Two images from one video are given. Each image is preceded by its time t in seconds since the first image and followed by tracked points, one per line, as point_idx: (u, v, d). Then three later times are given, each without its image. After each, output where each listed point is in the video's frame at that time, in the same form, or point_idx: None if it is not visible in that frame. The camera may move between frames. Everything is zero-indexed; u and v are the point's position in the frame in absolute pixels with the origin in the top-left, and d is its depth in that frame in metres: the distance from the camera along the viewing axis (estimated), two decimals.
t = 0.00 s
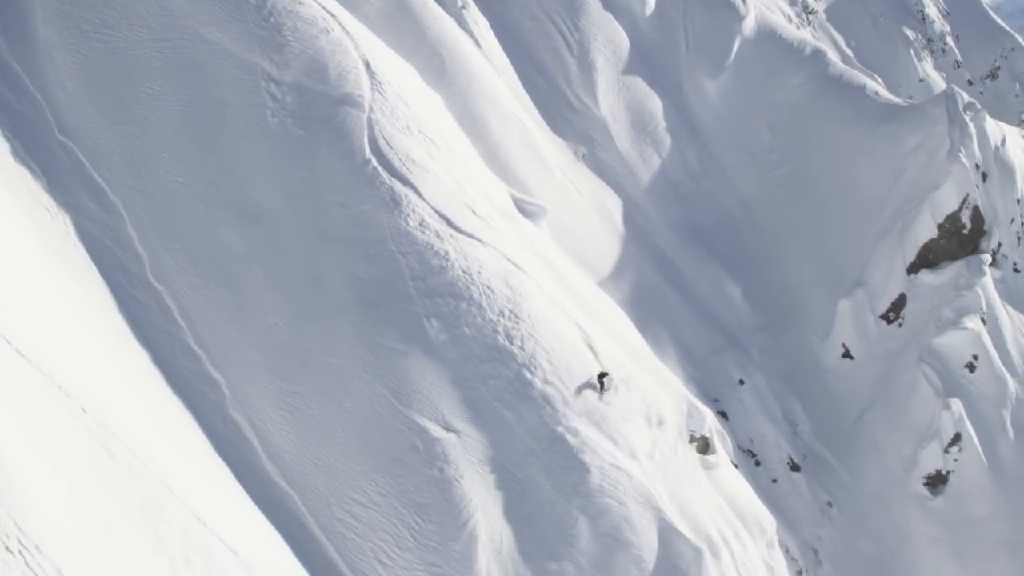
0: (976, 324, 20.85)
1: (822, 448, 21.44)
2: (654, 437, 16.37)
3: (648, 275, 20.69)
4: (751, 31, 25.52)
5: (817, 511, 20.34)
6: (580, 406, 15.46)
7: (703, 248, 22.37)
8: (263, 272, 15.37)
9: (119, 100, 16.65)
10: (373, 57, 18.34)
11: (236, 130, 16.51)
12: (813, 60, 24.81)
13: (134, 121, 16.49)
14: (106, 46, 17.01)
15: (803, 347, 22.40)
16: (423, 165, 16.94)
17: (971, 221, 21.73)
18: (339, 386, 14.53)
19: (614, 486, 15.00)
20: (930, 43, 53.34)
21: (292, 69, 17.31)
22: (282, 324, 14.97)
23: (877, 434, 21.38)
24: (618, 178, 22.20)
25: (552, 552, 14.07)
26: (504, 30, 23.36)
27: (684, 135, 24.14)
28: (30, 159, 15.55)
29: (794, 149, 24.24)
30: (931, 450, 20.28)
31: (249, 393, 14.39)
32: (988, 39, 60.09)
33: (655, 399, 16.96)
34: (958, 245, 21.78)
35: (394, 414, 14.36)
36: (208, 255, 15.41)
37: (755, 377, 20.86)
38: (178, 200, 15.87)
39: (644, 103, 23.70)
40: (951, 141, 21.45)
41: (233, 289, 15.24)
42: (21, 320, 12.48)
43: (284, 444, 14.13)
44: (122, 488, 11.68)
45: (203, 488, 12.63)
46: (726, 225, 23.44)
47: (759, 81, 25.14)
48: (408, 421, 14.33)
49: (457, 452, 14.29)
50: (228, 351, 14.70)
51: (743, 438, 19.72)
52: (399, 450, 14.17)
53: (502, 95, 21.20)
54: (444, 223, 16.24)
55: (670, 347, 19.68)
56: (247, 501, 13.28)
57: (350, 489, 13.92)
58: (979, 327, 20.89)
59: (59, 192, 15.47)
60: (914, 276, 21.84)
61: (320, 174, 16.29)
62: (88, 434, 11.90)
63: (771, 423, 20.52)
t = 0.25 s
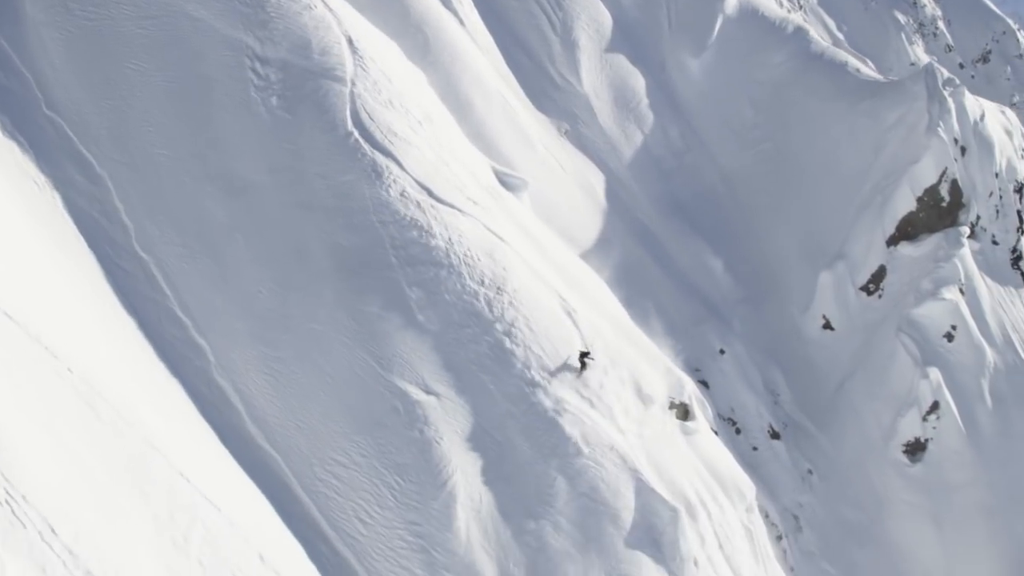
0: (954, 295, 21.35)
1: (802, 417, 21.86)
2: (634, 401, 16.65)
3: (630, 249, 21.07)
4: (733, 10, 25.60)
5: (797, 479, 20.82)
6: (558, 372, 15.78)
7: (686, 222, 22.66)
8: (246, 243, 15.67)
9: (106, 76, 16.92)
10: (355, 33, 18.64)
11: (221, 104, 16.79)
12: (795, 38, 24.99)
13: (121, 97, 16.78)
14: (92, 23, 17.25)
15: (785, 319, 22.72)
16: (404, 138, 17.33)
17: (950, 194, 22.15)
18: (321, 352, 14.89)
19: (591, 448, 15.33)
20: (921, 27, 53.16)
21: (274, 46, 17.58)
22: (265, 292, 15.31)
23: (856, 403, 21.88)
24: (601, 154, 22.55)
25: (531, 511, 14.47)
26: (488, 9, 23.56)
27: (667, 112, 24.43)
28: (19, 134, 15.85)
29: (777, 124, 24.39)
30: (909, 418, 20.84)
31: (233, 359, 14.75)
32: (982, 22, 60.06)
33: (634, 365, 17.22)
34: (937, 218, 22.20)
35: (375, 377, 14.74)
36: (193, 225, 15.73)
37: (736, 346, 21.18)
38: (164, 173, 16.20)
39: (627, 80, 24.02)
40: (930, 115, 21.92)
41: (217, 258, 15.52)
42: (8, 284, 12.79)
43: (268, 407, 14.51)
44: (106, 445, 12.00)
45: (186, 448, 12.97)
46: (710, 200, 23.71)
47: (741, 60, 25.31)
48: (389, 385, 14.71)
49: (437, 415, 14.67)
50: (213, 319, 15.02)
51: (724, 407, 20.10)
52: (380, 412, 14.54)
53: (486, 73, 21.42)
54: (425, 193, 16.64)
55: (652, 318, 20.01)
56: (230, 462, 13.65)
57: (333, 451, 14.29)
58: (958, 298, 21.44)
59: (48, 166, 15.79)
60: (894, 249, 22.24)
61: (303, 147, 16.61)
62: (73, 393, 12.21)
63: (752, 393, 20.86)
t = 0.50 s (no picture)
0: (926, 257, 21.78)
1: (778, 377, 22.30)
2: (607, 355, 17.07)
3: (607, 213, 21.46)
4: None
5: (771, 438, 21.26)
6: (530, 328, 16.21)
7: (663, 188, 23.04)
8: (224, 203, 16.02)
9: (85, 42, 17.11)
10: None
11: (199, 69, 17.04)
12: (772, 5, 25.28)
13: (101, 63, 17.01)
14: None
15: (760, 281, 23.14)
16: (380, 102, 17.67)
17: (923, 157, 22.43)
18: (298, 308, 15.27)
19: (563, 400, 15.77)
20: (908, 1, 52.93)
21: (251, 13, 17.77)
22: (244, 250, 15.66)
23: (831, 364, 22.27)
24: (578, 121, 22.92)
25: (503, 460, 14.98)
26: None
27: (645, 79, 24.76)
28: None
29: (752, 93, 24.85)
30: (881, 377, 21.38)
31: (213, 317, 15.06)
32: None
33: (607, 323, 17.62)
34: (911, 181, 22.54)
35: (351, 332, 15.13)
36: (172, 187, 16.07)
37: (711, 308, 21.69)
38: (144, 137, 16.49)
39: (603, 48, 24.45)
40: (903, 82, 22.14)
41: (195, 217, 15.83)
42: None
43: (246, 361, 14.87)
44: (87, 392, 12.34)
45: (164, 398, 13.33)
46: (688, 166, 24.02)
47: (718, 27, 25.61)
48: (364, 338, 15.11)
49: (411, 368, 15.08)
50: (193, 276, 15.35)
51: (699, 367, 20.58)
52: (355, 365, 14.95)
53: (464, 42, 21.68)
54: (400, 154, 17.04)
55: (627, 280, 20.44)
56: (209, 412, 14.03)
57: (309, 402, 14.67)
58: (930, 261, 21.84)
59: (29, 129, 15.99)
60: (868, 212, 22.58)
61: (280, 110, 16.93)
62: (54, 343, 12.54)
63: (726, 353, 21.34)
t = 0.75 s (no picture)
0: (904, 227, 22.12)
1: (757, 348, 22.59)
2: (584, 322, 17.34)
3: (589, 186, 21.72)
4: None
5: (751, 406, 21.60)
6: (509, 294, 16.47)
7: (645, 161, 23.27)
8: (207, 171, 16.21)
9: (68, 13, 17.09)
10: None
11: (182, 42, 17.21)
12: None
13: (84, 34, 17.01)
14: None
15: (739, 252, 23.47)
16: (361, 73, 17.84)
17: (901, 129, 22.79)
18: (281, 273, 15.54)
19: (541, 364, 16.10)
20: None
21: None
22: (226, 219, 15.84)
23: (810, 334, 22.69)
24: (560, 94, 23.16)
25: (481, 422, 15.32)
26: None
27: (628, 54, 24.87)
28: None
29: (733, 67, 25.13)
30: (858, 346, 21.79)
31: (196, 283, 15.27)
32: None
33: (585, 290, 17.91)
34: (889, 153, 22.90)
35: (331, 297, 15.39)
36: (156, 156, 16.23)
37: (691, 279, 22.00)
38: (128, 108, 16.60)
39: (586, 22, 24.48)
40: (882, 54, 22.44)
41: (179, 185, 16.04)
42: None
43: (228, 326, 15.07)
44: (71, 354, 12.56)
45: (147, 362, 13.57)
46: (670, 140, 24.25)
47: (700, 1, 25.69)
48: (344, 304, 15.38)
49: (391, 332, 15.37)
50: (178, 245, 15.53)
51: (679, 336, 20.93)
52: (336, 330, 15.21)
53: (447, 15, 21.68)
54: (380, 124, 17.25)
55: (608, 251, 20.74)
56: (191, 375, 14.26)
57: (290, 366, 14.95)
58: (908, 232, 22.18)
59: (12, 100, 15.97)
60: (847, 184, 23.00)
61: (263, 81, 17.11)
62: (38, 306, 12.73)
63: (706, 322, 21.68)
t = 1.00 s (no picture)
0: (885, 205, 22.49)
1: (740, 324, 22.86)
2: (565, 295, 17.58)
3: (573, 165, 21.95)
4: None
5: (733, 382, 21.89)
6: (491, 267, 16.75)
7: (631, 141, 23.48)
8: (194, 146, 16.43)
9: None
10: None
11: (170, 19, 17.29)
12: None
13: (72, 10, 17.00)
14: None
15: (723, 230, 23.76)
16: (346, 49, 18.02)
17: (883, 108, 23.12)
18: (266, 245, 15.81)
19: (522, 336, 16.39)
20: None
21: None
22: (213, 193, 16.10)
23: (792, 312, 22.97)
24: (546, 74, 23.36)
25: (462, 391, 15.63)
26: None
27: (614, 34, 24.94)
28: None
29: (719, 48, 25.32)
30: (840, 323, 22.12)
31: (182, 256, 15.54)
32: None
33: (566, 264, 18.16)
34: (871, 132, 23.24)
35: (315, 269, 15.66)
36: (143, 132, 16.43)
37: (674, 257, 22.17)
38: (116, 84, 16.72)
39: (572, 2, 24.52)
40: (864, 34, 22.90)
41: (166, 160, 16.27)
42: None
43: (214, 297, 15.35)
44: (58, 321, 12.83)
45: (133, 329, 13.84)
46: (655, 120, 24.36)
47: None
48: (328, 275, 15.66)
49: (374, 303, 15.68)
50: (167, 220, 15.79)
51: (662, 313, 21.22)
52: (319, 301, 15.48)
53: None
54: (364, 99, 17.46)
55: (590, 228, 21.09)
56: (175, 344, 14.51)
57: (274, 336, 15.22)
58: (888, 209, 22.55)
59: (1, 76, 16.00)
60: (829, 162, 23.26)
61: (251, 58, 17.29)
62: (26, 273, 12.99)
63: (689, 299, 21.94)
